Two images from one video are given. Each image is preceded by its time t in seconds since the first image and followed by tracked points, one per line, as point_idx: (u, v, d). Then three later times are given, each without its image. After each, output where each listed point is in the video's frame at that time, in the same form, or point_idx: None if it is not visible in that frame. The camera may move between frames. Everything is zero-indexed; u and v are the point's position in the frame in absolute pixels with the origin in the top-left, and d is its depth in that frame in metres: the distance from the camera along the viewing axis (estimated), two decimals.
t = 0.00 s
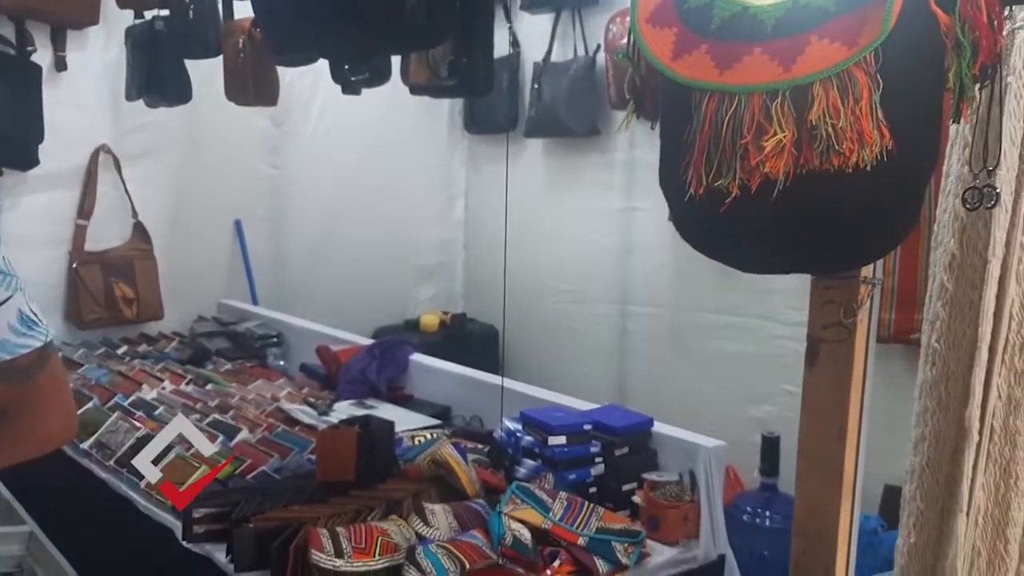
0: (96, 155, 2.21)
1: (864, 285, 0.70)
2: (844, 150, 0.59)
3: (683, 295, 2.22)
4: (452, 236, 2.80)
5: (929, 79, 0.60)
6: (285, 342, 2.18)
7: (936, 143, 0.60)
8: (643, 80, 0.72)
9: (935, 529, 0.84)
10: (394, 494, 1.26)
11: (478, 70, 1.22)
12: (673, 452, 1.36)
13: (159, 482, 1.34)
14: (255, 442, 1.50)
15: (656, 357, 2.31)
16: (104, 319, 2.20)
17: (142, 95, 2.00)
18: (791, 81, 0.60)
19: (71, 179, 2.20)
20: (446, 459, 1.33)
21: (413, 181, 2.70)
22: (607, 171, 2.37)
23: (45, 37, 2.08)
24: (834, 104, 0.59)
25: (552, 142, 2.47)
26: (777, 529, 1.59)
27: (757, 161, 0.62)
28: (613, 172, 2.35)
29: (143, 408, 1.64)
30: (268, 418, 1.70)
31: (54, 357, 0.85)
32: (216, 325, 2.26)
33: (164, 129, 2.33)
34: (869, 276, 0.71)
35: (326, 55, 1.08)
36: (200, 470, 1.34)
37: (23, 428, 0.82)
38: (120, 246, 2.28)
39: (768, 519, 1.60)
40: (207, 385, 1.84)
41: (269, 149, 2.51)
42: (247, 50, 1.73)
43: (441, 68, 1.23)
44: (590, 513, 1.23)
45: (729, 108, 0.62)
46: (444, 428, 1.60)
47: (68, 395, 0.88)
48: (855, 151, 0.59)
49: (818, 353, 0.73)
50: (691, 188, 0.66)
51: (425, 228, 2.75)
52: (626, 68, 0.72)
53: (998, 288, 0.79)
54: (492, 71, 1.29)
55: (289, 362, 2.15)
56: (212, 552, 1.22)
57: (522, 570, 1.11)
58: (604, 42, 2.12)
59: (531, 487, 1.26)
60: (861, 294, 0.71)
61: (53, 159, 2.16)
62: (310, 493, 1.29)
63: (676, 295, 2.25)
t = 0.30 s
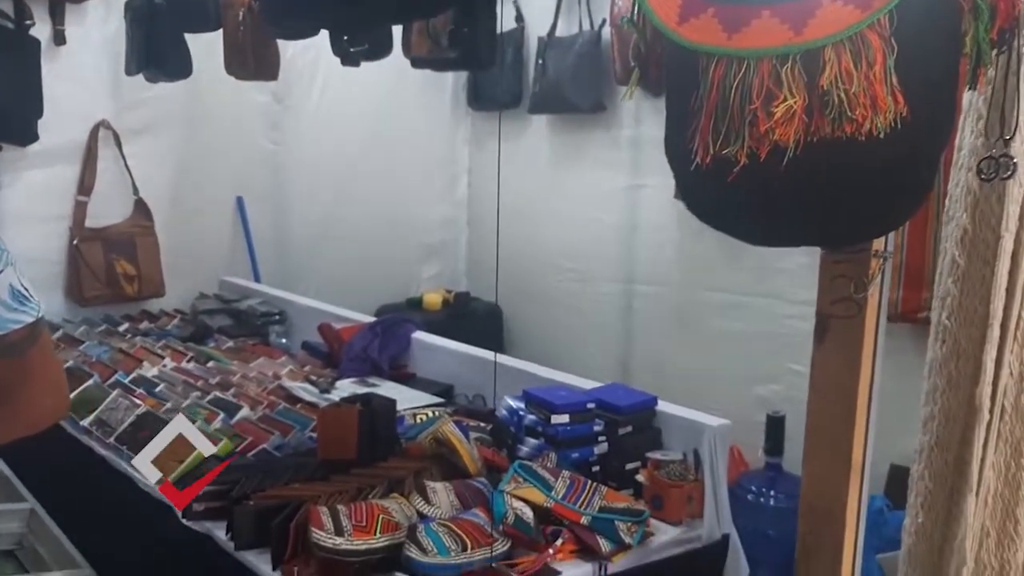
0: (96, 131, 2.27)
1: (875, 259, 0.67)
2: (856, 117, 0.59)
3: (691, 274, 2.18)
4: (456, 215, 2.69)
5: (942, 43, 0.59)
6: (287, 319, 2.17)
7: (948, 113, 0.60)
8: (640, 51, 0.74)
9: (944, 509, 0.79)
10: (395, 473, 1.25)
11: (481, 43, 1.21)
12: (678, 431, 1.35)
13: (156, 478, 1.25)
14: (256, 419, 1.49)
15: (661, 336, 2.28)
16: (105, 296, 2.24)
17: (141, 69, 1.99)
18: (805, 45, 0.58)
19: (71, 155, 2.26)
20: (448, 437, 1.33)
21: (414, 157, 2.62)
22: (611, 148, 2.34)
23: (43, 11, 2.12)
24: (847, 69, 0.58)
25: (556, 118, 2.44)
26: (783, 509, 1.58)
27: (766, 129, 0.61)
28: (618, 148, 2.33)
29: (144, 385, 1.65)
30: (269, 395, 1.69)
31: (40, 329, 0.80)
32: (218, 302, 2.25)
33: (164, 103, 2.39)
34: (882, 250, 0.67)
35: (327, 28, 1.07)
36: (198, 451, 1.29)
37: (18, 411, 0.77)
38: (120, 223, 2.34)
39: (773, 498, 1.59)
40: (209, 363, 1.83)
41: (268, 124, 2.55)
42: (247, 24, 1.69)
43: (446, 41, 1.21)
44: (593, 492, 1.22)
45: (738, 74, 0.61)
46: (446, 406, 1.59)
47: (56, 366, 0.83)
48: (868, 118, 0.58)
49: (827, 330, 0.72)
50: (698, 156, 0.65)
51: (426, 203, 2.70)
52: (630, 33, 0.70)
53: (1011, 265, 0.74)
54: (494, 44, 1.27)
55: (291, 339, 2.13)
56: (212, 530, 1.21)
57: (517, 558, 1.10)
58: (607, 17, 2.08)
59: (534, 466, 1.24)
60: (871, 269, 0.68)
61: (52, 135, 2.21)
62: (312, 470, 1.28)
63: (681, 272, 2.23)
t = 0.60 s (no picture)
0: (96, 115, 2.29)
1: (901, 240, 0.71)
2: (889, 88, 0.61)
3: (696, 256, 2.20)
4: (462, 201, 2.68)
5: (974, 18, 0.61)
6: (290, 304, 2.15)
7: (983, 83, 0.61)
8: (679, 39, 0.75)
9: (964, 497, 0.77)
10: (401, 459, 1.23)
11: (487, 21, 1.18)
12: (687, 417, 1.33)
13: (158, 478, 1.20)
14: (260, 405, 1.47)
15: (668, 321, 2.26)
16: (107, 281, 2.24)
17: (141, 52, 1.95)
18: (831, 13, 0.62)
19: (71, 139, 2.27)
20: (454, 424, 1.32)
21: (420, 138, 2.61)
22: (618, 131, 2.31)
23: None
24: (879, 36, 0.60)
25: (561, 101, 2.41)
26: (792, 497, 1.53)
27: (793, 100, 0.63)
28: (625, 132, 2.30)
29: (146, 371, 1.64)
30: (273, 380, 1.66)
31: (38, 313, 0.80)
32: (220, 287, 2.24)
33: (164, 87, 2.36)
34: (906, 232, 0.71)
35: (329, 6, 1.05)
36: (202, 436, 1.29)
37: (21, 387, 0.78)
38: (122, 207, 2.34)
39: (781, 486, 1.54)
40: (211, 348, 1.81)
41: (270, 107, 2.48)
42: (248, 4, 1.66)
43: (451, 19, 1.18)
44: (602, 479, 1.20)
45: (762, 44, 0.64)
46: (451, 391, 1.57)
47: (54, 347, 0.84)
48: (902, 88, 0.60)
49: (851, 312, 0.75)
50: (720, 130, 0.67)
51: (430, 188, 2.68)
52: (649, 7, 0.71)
53: None
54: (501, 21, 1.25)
55: (295, 324, 2.10)
56: (214, 517, 1.19)
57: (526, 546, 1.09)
58: None
59: (542, 453, 1.22)
60: (897, 249, 0.71)
61: (53, 118, 2.20)
62: (315, 457, 1.25)
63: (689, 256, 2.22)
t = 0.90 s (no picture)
0: (96, 95, 2.23)
1: (929, 223, 0.63)
2: (925, 61, 0.56)
3: (704, 241, 2.16)
4: (467, 183, 2.68)
5: None
6: (292, 289, 2.13)
7: None
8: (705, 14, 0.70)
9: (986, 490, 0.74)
10: (404, 448, 1.21)
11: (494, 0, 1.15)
12: (696, 407, 1.30)
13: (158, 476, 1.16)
14: (261, 391, 1.45)
15: (675, 308, 2.22)
16: (107, 264, 2.21)
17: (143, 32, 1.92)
18: None
19: (71, 120, 2.22)
20: (458, 412, 1.30)
21: (426, 121, 2.59)
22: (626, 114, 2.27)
23: None
24: (914, 7, 0.56)
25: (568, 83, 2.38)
26: (799, 484, 1.60)
27: (823, 74, 0.58)
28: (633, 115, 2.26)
29: (146, 356, 1.62)
30: (275, 365, 1.64)
31: (45, 294, 0.74)
32: (222, 271, 2.21)
33: (166, 67, 2.33)
34: (934, 214, 0.63)
35: None
36: (203, 421, 1.28)
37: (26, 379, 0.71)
38: (122, 189, 2.30)
39: (787, 474, 1.60)
40: (212, 332, 1.78)
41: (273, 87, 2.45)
42: None
43: None
44: (609, 469, 1.17)
45: (791, 11, 0.59)
46: (456, 379, 1.55)
47: (60, 326, 0.75)
48: (938, 62, 0.55)
49: (875, 300, 0.67)
50: (742, 106, 0.61)
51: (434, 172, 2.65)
52: None
53: None
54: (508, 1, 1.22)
55: (297, 309, 2.08)
56: (215, 505, 1.17)
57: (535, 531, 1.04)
58: None
59: (548, 442, 1.21)
60: (925, 235, 0.64)
61: (52, 98, 2.17)
62: (317, 446, 1.23)
63: (696, 241, 2.19)
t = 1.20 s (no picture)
0: (95, 80, 2.20)
1: (959, 217, 0.60)
2: (965, 46, 0.53)
3: (710, 229, 2.15)
4: (470, 170, 2.67)
5: None
6: (293, 278, 2.10)
7: None
8: None
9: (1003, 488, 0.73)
10: (407, 442, 1.19)
11: None
12: (704, 401, 1.28)
13: (158, 474, 1.14)
14: (262, 382, 1.43)
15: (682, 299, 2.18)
16: (106, 253, 2.18)
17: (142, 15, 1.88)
18: None
19: (70, 106, 2.19)
20: (462, 405, 1.27)
21: (429, 108, 2.58)
22: (631, 101, 2.23)
23: None
24: None
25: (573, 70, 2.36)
26: (805, 477, 1.61)
27: (854, 59, 0.54)
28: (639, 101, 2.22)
29: (145, 346, 1.60)
30: (276, 356, 1.62)
31: (45, 292, 0.75)
32: (223, 259, 2.18)
33: (166, 53, 2.30)
34: (966, 207, 0.60)
35: None
36: (202, 414, 1.27)
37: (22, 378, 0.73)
38: (121, 175, 2.26)
39: (793, 467, 1.60)
40: (212, 322, 1.76)
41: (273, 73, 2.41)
42: None
43: None
44: (615, 465, 1.16)
45: None
46: (459, 371, 1.52)
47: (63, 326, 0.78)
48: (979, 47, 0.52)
49: (902, 299, 0.62)
50: (767, 94, 0.57)
51: (437, 159, 2.63)
52: None
53: None
54: None
55: (298, 298, 2.06)
56: (213, 500, 1.14)
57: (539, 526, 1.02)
58: None
59: (553, 436, 1.18)
60: (957, 228, 0.60)
61: (50, 83, 2.14)
62: (318, 439, 1.21)
63: (701, 230, 2.17)
